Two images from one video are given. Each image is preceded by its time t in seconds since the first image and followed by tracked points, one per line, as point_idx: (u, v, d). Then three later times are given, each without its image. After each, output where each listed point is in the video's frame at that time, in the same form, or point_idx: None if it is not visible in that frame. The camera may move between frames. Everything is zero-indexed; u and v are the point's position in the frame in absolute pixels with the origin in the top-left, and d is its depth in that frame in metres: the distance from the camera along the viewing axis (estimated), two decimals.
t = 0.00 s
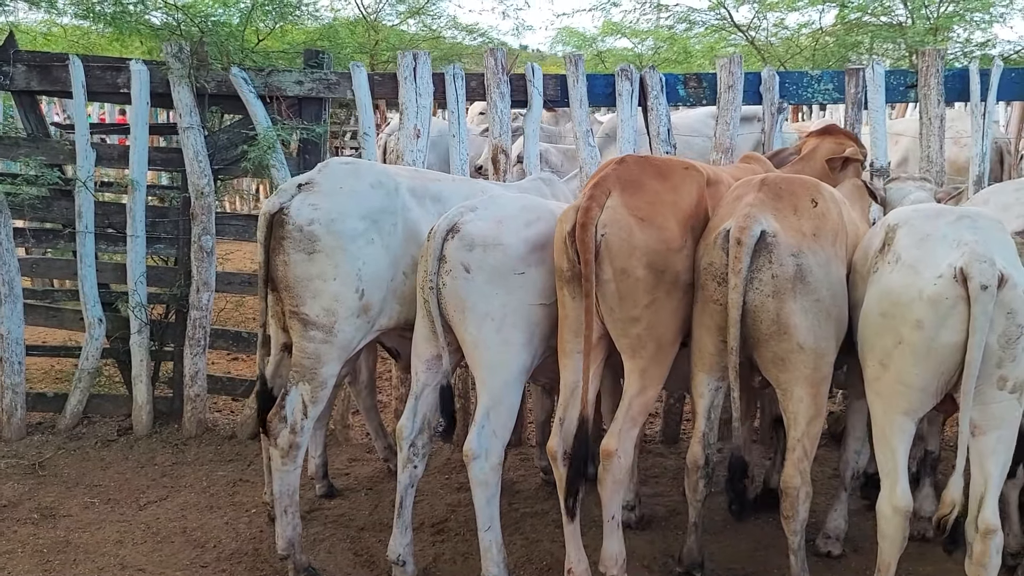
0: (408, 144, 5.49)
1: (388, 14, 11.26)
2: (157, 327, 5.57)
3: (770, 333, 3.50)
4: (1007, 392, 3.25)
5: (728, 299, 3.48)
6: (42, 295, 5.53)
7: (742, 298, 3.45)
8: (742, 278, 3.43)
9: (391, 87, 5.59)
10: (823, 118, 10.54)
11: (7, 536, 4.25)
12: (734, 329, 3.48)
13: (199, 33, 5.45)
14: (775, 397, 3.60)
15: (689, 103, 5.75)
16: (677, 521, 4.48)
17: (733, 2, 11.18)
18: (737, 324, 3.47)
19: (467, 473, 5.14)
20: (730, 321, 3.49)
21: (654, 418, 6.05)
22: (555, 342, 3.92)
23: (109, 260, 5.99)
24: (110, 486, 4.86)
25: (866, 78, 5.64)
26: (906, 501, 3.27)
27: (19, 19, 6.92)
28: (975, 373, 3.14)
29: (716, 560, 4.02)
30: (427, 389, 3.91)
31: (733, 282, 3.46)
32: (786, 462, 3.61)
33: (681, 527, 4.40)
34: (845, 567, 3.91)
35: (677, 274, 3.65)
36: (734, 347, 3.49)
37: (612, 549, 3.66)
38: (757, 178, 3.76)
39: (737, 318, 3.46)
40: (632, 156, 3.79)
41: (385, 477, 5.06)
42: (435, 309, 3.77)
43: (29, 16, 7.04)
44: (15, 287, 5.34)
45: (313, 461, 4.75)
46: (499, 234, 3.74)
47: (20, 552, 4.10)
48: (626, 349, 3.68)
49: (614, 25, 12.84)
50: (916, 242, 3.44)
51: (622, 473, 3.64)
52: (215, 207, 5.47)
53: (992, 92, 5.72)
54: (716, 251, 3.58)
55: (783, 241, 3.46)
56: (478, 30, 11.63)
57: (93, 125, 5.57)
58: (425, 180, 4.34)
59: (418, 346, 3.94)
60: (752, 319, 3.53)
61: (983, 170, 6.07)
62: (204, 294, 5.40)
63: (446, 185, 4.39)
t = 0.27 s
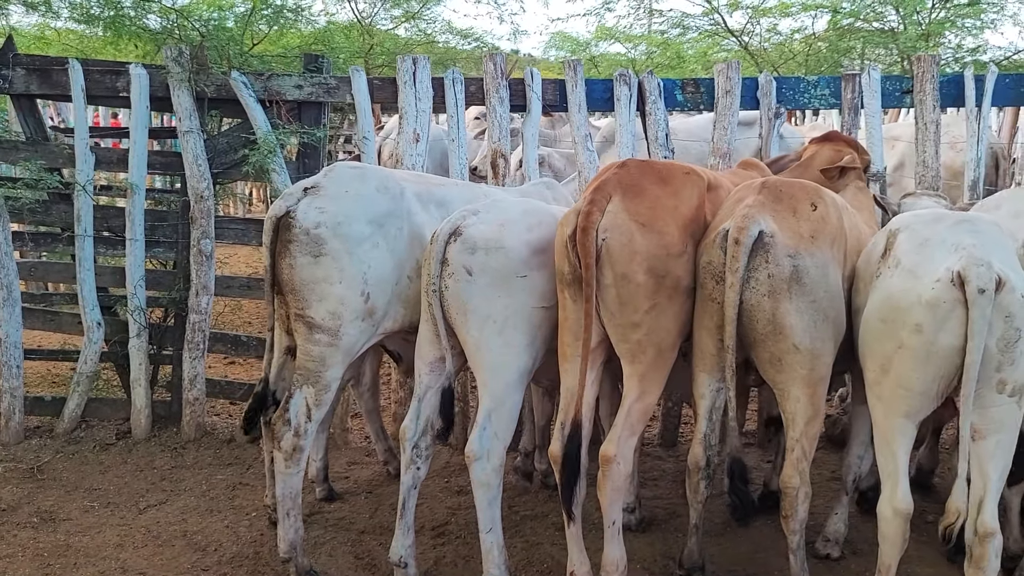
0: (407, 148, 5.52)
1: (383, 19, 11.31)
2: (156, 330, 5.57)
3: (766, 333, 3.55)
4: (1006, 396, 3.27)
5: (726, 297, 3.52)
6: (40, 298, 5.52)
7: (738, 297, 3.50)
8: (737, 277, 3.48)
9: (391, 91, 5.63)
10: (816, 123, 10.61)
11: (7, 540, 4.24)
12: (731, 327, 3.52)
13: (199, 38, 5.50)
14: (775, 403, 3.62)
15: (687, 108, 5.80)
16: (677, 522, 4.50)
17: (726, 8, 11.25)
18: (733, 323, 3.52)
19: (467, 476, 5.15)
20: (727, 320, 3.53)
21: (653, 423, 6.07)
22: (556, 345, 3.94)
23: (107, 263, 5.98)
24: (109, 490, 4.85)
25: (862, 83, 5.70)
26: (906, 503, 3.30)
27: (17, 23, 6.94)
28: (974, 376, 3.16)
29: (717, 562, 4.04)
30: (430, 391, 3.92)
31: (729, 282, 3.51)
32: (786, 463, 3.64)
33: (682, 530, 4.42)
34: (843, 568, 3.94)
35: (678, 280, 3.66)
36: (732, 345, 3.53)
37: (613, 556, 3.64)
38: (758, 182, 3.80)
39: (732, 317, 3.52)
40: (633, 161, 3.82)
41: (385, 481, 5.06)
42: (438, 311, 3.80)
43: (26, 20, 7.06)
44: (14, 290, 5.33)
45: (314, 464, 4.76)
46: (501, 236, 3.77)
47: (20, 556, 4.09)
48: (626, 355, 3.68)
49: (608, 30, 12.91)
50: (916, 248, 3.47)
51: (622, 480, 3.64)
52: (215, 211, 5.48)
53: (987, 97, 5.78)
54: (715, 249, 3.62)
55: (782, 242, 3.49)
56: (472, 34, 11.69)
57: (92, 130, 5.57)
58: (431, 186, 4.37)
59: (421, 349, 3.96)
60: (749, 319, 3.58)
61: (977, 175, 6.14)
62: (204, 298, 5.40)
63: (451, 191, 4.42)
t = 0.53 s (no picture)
0: (408, 150, 5.52)
1: (382, 21, 11.31)
2: (157, 332, 5.57)
3: (775, 335, 3.56)
4: (991, 395, 3.28)
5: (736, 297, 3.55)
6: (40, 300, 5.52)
7: (748, 298, 3.51)
8: (747, 278, 3.49)
9: (391, 94, 5.64)
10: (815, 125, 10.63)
11: (8, 542, 4.24)
12: (740, 327, 3.55)
13: (201, 40, 5.48)
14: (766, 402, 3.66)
15: (687, 111, 5.82)
16: (678, 525, 4.51)
17: (724, 10, 11.27)
18: (741, 323, 3.54)
19: (468, 478, 5.15)
20: (736, 320, 3.56)
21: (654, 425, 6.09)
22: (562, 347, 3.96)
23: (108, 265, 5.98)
24: (109, 492, 4.85)
25: (863, 86, 5.71)
26: (899, 500, 3.31)
27: (16, 25, 6.93)
28: (956, 375, 3.18)
29: (719, 563, 4.06)
30: (434, 393, 3.92)
31: (740, 282, 3.52)
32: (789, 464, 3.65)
33: (683, 532, 4.43)
34: (844, 569, 3.96)
35: (681, 281, 3.67)
36: (740, 345, 3.57)
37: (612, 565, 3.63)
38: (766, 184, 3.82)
39: (743, 317, 3.54)
40: (638, 160, 3.84)
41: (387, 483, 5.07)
42: (446, 313, 3.82)
43: (26, 22, 7.05)
44: (14, 292, 5.33)
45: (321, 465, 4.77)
46: (510, 238, 3.79)
47: (22, 558, 4.09)
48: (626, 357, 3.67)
49: (606, 32, 12.92)
50: (904, 248, 3.52)
51: (626, 489, 3.62)
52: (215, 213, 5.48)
53: (986, 99, 5.81)
54: (725, 249, 3.65)
55: (792, 244, 3.52)
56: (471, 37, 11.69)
57: (93, 132, 5.57)
58: (446, 191, 4.37)
59: (426, 351, 3.97)
60: (758, 320, 3.60)
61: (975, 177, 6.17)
62: (205, 300, 5.40)
63: (464, 195, 4.43)
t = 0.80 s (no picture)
0: (409, 151, 5.52)
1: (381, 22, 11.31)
2: (157, 334, 5.56)
3: (785, 336, 3.56)
4: (958, 394, 3.26)
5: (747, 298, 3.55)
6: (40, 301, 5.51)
7: (759, 298, 3.53)
8: (759, 278, 3.51)
9: (392, 95, 5.64)
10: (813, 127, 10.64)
11: (9, 544, 4.23)
12: (750, 328, 3.54)
13: (201, 41, 5.47)
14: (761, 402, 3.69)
15: (688, 112, 5.83)
16: (679, 526, 4.51)
17: (724, 11, 11.27)
18: (751, 323, 3.54)
19: (470, 480, 5.16)
20: (746, 320, 3.56)
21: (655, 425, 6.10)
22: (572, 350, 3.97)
23: (108, 266, 5.98)
24: (110, 493, 4.84)
25: (863, 87, 5.71)
26: (867, 498, 3.33)
27: (14, 25, 6.92)
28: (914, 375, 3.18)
29: (721, 564, 4.06)
30: (444, 395, 3.93)
31: (750, 282, 3.53)
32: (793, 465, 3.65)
33: (684, 533, 4.43)
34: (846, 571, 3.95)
35: (686, 283, 3.67)
36: (749, 346, 3.56)
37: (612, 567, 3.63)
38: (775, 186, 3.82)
39: (752, 317, 3.54)
40: (648, 161, 3.83)
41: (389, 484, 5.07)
42: (458, 315, 3.81)
43: (24, 23, 7.04)
44: (15, 293, 5.33)
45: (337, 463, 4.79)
46: (525, 242, 3.80)
47: (22, 560, 4.08)
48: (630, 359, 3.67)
49: (605, 33, 12.92)
50: (880, 250, 3.53)
51: (629, 492, 3.63)
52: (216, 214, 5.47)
53: (986, 101, 5.81)
54: (735, 250, 3.66)
55: (801, 244, 3.51)
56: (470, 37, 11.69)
57: (93, 132, 5.56)
58: (467, 199, 4.37)
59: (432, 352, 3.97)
60: (768, 321, 3.60)
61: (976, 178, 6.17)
62: (205, 301, 5.40)
63: (481, 200, 4.43)
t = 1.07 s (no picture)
0: (410, 151, 5.51)
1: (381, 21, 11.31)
2: (158, 333, 5.56)
3: (788, 337, 3.55)
4: (966, 395, 3.26)
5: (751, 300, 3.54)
6: (41, 300, 5.51)
7: (763, 299, 3.52)
8: (763, 279, 3.50)
9: (393, 94, 5.63)
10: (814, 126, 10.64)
11: (10, 543, 4.23)
12: (755, 329, 3.54)
13: (202, 40, 5.45)
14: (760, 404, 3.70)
15: (690, 111, 5.82)
16: (682, 526, 4.51)
17: (725, 11, 11.27)
18: (757, 324, 3.53)
19: (472, 479, 5.16)
20: (752, 321, 3.54)
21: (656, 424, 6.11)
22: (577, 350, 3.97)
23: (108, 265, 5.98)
24: (111, 493, 4.84)
25: (864, 87, 5.72)
26: (875, 498, 3.39)
27: (15, 24, 6.92)
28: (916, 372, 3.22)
29: (723, 564, 4.05)
30: (448, 396, 3.93)
31: (754, 283, 3.53)
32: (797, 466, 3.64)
33: (686, 533, 4.43)
34: (847, 571, 3.95)
35: (690, 281, 3.66)
36: (758, 347, 3.55)
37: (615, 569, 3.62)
38: (782, 187, 3.82)
39: (757, 318, 3.53)
40: (656, 162, 3.83)
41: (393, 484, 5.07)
42: (466, 316, 3.79)
43: (25, 21, 7.05)
44: (15, 292, 5.33)
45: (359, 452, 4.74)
46: (532, 242, 3.79)
47: (23, 559, 4.08)
48: (634, 360, 3.66)
49: (606, 33, 12.92)
50: (895, 249, 3.55)
51: (633, 494, 3.63)
52: (217, 213, 5.46)
53: (989, 101, 5.81)
54: (739, 251, 3.66)
55: (807, 246, 3.51)
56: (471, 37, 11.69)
57: (93, 131, 5.56)
58: (479, 198, 4.37)
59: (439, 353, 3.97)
60: (772, 322, 3.59)
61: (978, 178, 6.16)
62: (206, 300, 5.39)
63: (494, 200, 4.43)
